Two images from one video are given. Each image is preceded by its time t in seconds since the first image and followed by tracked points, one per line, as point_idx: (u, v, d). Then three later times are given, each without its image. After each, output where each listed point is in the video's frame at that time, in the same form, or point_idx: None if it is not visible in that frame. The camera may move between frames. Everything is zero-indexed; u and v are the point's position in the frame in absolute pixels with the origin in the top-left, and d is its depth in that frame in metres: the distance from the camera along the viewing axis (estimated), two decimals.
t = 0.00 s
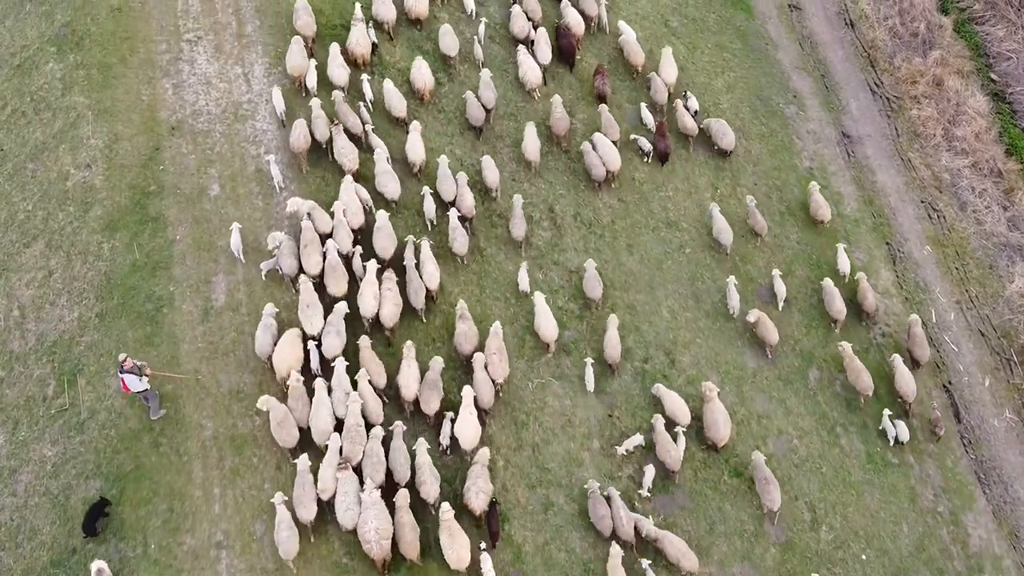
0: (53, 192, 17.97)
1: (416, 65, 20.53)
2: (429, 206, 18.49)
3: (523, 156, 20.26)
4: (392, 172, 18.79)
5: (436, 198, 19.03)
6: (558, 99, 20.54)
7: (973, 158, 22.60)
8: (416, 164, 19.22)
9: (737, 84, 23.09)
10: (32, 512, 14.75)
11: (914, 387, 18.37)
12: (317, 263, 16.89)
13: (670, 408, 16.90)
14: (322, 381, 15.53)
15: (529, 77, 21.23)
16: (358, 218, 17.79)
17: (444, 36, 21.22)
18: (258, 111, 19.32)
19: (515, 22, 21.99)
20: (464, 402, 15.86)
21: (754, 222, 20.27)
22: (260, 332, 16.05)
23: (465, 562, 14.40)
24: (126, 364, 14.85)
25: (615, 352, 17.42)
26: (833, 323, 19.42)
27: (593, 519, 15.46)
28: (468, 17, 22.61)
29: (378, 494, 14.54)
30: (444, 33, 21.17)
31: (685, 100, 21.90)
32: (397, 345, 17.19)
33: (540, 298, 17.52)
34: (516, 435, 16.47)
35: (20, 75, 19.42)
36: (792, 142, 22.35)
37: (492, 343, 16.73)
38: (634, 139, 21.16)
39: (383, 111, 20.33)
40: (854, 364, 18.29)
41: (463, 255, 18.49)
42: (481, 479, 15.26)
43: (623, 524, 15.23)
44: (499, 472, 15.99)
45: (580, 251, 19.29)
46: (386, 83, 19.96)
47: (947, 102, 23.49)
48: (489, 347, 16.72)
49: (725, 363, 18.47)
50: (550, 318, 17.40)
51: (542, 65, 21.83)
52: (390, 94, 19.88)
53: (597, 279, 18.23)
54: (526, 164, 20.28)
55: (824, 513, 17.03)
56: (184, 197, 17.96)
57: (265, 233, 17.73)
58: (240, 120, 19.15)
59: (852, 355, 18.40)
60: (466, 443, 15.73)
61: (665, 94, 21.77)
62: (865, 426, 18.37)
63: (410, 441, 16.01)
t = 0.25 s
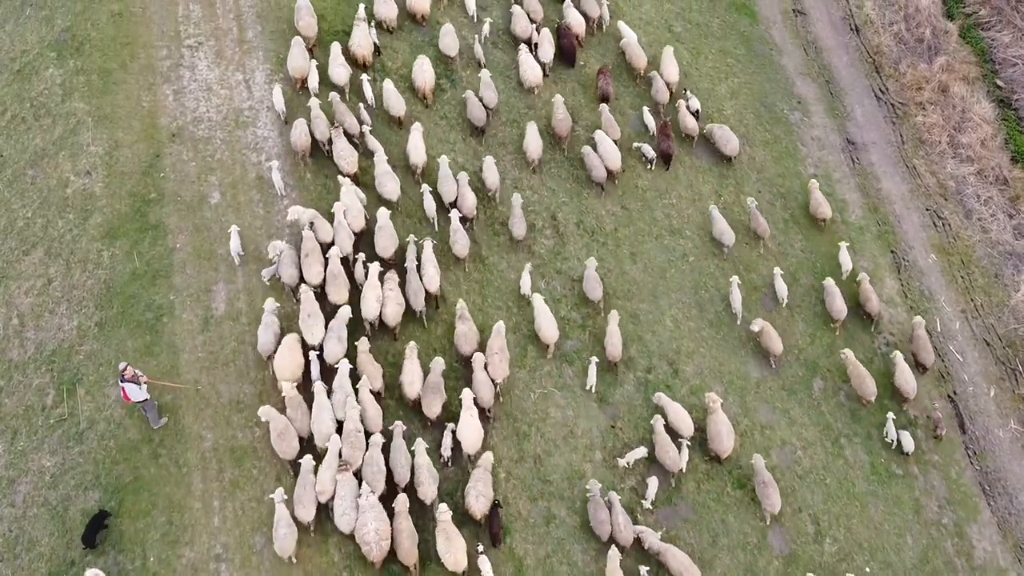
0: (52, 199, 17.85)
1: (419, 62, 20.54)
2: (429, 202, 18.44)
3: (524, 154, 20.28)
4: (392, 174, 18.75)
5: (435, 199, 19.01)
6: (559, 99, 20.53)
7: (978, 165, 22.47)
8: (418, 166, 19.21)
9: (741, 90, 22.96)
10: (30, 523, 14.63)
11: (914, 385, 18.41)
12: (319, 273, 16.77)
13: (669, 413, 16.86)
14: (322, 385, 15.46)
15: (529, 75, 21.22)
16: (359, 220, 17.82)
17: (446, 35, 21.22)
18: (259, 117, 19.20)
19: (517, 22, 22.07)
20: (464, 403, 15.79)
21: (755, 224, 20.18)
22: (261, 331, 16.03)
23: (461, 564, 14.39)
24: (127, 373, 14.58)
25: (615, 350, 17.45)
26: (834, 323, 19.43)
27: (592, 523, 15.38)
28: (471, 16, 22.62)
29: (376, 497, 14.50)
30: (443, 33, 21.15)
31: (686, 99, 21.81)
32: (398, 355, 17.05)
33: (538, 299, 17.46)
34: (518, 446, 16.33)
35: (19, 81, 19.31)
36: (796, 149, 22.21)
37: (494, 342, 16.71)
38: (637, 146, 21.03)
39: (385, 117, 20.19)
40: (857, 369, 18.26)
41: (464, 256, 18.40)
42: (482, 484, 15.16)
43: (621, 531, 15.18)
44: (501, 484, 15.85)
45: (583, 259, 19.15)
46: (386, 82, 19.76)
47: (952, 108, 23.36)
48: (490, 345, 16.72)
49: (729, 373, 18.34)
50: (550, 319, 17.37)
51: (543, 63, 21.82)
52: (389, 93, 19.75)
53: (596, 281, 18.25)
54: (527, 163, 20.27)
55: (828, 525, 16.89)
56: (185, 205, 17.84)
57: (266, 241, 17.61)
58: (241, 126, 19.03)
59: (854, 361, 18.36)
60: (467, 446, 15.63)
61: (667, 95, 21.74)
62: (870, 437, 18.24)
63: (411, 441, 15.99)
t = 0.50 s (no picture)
0: (52, 206, 17.74)
1: (422, 60, 20.52)
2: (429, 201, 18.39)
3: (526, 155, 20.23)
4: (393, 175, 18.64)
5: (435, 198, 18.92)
6: (559, 99, 20.50)
7: (984, 173, 22.33)
8: (420, 165, 19.15)
9: (745, 96, 22.81)
10: (29, 535, 14.52)
11: (916, 382, 18.41)
12: (320, 283, 16.66)
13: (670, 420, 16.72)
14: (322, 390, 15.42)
15: (529, 76, 21.12)
16: (360, 224, 17.72)
17: (447, 35, 21.16)
18: (260, 124, 19.08)
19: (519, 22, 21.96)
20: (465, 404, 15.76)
21: (757, 226, 20.08)
22: (263, 326, 15.99)
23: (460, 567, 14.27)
24: (128, 385, 14.46)
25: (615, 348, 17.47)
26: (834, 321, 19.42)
27: (591, 523, 15.37)
28: (473, 18, 22.66)
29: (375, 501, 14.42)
30: (444, 33, 21.09)
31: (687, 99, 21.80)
32: (399, 365, 16.92)
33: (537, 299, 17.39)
34: (520, 458, 16.20)
35: (19, 86, 19.19)
36: (800, 156, 22.06)
37: (498, 340, 16.69)
38: (640, 153, 20.88)
39: (387, 124, 20.05)
40: (861, 375, 18.17)
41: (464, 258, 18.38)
42: (483, 486, 15.08)
43: (620, 535, 15.07)
44: (503, 496, 15.72)
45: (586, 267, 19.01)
46: (386, 82, 19.78)
47: (958, 115, 23.22)
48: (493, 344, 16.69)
49: (732, 383, 18.20)
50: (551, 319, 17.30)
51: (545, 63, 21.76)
52: (388, 94, 19.73)
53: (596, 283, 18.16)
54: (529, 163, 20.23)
55: (832, 537, 16.76)
56: (185, 212, 17.72)
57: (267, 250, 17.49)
58: (242, 133, 18.91)
59: (857, 367, 18.28)
60: (472, 448, 15.59)
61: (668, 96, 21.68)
62: (874, 447, 18.11)
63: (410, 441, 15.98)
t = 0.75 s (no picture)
0: (52, 215, 17.60)
1: (422, 58, 20.60)
2: (429, 199, 18.49)
3: (529, 154, 20.26)
4: (392, 177, 18.68)
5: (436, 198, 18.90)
6: (560, 99, 20.54)
7: (990, 182, 22.17)
8: (422, 167, 19.07)
9: (750, 103, 22.65)
10: (26, 549, 14.38)
11: (917, 379, 18.51)
12: (321, 295, 16.57)
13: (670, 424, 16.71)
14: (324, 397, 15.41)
15: (529, 75, 21.14)
16: (360, 232, 17.59)
17: (450, 35, 21.18)
18: (261, 133, 18.95)
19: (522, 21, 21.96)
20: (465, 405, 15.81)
21: (758, 229, 20.02)
22: (265, 323, 16.09)
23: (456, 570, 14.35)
24: (129, 399, 14.32)
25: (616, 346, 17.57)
26: (834, 318, 19.47)
27: (588, 523, 15.40)
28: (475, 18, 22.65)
29: (372, 510, 14.34)
30: (449, 33, 21.15)
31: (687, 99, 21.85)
32: (400, 377, 16.77)
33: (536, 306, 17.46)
34: (522, 472, 16.07)
35: (19, 93, 19.05)
36: (805, 164, 21.89)
37: (500, 340, 16.87)
38: (644, 161, 20.72)
39: (389, 132, 19.90)
40: (863, 381, 18.17)
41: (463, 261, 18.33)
42: (486, 489, 15.18)
43: (621, 539, 15.06)
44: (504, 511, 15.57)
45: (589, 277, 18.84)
46: (386, 82, 19.87)
47: (965, 123, 23.06)
48: (496, 343, 16.87)
49: (736, 395, 18.04)
50: (549, 322, 17.31)
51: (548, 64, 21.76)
52: (388, 94, 19.80)
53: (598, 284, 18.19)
54: (531, 162, 20.26)
55: (836, 552, 16.58)
56: (186, 222, 17.59)
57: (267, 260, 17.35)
58: (243, 142, 18.77)
59: (860, 372, 18.27)
60: (472, 451, 15.66)
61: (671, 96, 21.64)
62: (879, 460, 17.93)
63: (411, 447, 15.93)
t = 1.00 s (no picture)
0: (51, 222, 17.49)
1: (423, 56, 20.57)
2: (429, 199, 18.50)
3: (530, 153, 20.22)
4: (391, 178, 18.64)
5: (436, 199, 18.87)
6: (561, 99, 20.53)
7: (996, 190, 22.03)
8: (422, 168, 19.02)
9: (755, 110, 22.52)
10: (24, 560, 14.27)
11: (919, 378, 18.53)
12: (321, 305, 16.46)
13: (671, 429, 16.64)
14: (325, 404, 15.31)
15: (530, 75, 21.09)
16: (360, 237, 17.47)
17: (453, 34, 21.15)
18: (262, 140, 18.83)
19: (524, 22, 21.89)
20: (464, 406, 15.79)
21: (758, 230, 19.98)
22: (265, 322, 16.01)
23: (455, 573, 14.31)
24: (128, 410, 14.21)
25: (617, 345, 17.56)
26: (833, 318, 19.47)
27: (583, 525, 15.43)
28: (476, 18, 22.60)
29: (372, 519, 14.26)
30: (453, 31, 21.11)
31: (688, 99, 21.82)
32: (401, 387, 16.64)
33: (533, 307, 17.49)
34: (523, 484, 15.94)
35: (19, 99, 18.94)
36: (810, 171, 21.74)
37: (502, 340, 16.86)
38: (647, 169, 20.59)
39: (391, 139, 19.76)
40: (866, 388, 18.13)
41: (463, 264, 18.28)
42: (489, 491, 15.17)
43: (620, 543, 15.00)
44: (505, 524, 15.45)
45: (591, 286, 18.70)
46: (386, 82, 19.82)
47: (970, 130, 22.93)
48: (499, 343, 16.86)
49: (740, 406, 17.91)
50: (547, 324, 17.28)
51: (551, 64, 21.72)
52: (388, 95, 19.79)
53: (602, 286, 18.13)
54: (533, 159, 20.21)
55: (840, 565, 16.42)
56: (186, 230, 17.48)
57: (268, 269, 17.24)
58: (244, 149, 18.65)
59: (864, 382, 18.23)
60: (473, 451, 15.67)
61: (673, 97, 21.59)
62: (883, 472, 17.78)
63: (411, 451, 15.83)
